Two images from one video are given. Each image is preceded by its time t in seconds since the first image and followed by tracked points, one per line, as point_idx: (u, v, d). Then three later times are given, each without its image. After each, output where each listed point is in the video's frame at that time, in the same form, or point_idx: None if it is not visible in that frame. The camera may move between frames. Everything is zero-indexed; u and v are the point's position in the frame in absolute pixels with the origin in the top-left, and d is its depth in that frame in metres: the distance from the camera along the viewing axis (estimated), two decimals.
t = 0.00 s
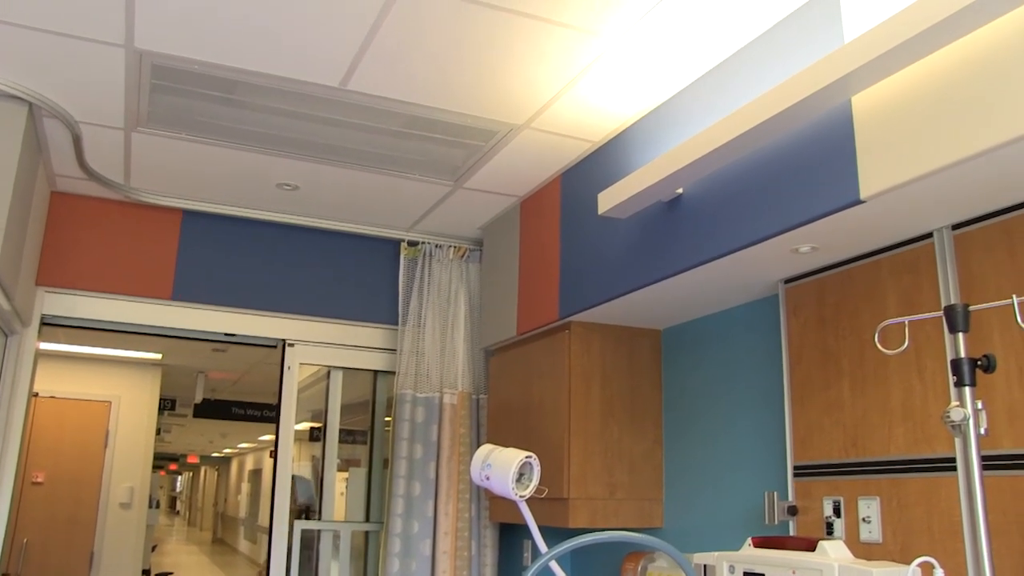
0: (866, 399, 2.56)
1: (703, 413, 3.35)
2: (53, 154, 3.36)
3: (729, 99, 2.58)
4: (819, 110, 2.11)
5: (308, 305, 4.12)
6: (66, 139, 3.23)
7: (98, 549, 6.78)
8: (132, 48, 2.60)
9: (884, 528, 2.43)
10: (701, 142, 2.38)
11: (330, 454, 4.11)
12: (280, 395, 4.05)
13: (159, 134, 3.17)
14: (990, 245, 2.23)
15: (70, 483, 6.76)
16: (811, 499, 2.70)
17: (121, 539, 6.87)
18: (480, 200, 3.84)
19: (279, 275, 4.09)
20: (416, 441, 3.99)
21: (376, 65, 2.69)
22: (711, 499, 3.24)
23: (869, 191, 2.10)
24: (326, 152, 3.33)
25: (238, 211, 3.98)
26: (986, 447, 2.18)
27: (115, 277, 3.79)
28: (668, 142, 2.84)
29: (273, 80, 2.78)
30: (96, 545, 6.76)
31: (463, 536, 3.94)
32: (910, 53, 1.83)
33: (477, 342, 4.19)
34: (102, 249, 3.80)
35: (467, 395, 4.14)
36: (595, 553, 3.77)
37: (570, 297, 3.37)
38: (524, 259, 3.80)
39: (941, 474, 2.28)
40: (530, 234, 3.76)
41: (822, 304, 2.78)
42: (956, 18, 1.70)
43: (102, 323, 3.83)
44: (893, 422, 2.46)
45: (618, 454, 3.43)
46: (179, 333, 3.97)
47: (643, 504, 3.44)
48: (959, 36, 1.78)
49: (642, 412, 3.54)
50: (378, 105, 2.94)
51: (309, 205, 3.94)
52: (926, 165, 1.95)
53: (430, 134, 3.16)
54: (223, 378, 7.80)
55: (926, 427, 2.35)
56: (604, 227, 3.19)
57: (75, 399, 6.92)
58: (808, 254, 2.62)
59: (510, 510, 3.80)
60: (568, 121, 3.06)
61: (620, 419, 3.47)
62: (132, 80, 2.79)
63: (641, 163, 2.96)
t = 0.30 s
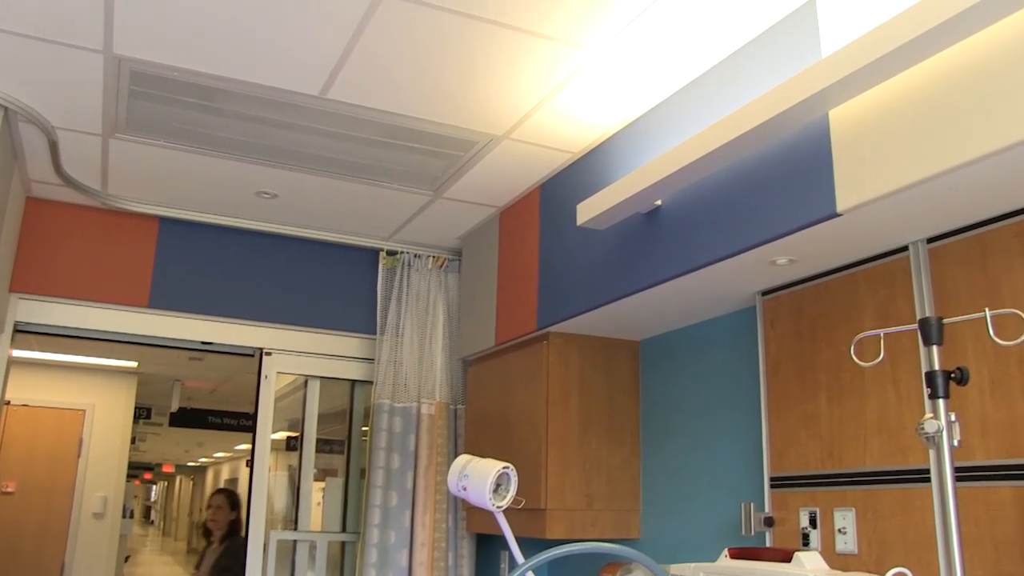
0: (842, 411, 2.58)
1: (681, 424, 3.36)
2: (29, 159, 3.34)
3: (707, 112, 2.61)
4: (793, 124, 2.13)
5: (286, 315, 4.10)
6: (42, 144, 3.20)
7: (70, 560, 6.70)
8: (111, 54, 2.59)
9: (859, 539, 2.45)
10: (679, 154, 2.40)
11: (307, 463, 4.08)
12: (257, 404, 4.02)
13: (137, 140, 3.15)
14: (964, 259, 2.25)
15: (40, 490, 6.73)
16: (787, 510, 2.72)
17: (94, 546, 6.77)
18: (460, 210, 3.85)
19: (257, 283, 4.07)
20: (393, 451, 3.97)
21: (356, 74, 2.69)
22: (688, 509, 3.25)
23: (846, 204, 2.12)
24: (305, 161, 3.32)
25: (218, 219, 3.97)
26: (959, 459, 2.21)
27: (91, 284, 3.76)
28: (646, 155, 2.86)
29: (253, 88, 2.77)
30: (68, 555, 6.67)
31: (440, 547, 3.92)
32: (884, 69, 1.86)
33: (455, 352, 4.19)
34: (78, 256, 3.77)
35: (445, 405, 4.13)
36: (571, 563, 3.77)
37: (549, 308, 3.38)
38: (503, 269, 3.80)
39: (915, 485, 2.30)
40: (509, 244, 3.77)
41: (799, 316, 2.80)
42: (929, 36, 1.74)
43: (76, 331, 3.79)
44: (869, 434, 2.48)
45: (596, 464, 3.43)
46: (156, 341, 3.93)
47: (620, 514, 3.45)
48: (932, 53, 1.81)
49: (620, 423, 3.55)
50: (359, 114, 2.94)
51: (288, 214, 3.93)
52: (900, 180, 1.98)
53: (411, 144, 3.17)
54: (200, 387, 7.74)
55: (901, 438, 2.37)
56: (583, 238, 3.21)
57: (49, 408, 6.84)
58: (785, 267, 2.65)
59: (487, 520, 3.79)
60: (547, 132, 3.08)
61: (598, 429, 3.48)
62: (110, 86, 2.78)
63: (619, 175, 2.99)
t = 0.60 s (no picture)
0: (819, 424, 2.60)
1: (658, 436, 3.37)
2: (6, 166, 3.31)
3: (685, 125, 2.63)
4: (767, 139, 2.16)
5: (264, 325, 4.09)
6: (18, 151, 3.18)
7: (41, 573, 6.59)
8: (89, 61, 2.57)
9: (836, 551, 2.46)
10: (657, 167, 2.42)
11: (284, 474, 4.05)
12: (233, 414, 3.99)
13: (115, 148, 3.13)
14: (939, 273, 2.28)
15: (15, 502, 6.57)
16: (765, 523, 2.72)
17: (65, 560, 6.69)
18: (439, 221, 3.85)
19: (235, 293, 4.05)
20: (371, 462, 3.95)
21: (336, 84, 2.69)
22: (665, 521, 3.25)
23: (822, 218, 2.14)
24: (285, 170, 3.32)
25: (196, 228, 3.95)
26: (934, 471, 2.22)
27: (67, 292, 3.72)
28: (625, 168, 2.88)
29: (232, 97, 2.77)
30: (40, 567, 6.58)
31: (417, 559, 3.90)
32: (859, 86, 1.89)
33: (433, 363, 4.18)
34: (54, 264, 3.73)
35: (423, 416, 4.12)
36: None
37: (527, 319, 3.38)
38: (482, 281, 3.80)
39: (890, 497, 2.32)
40: (488, 255, 3.77)
41: (775, 329, 2.82)
42: (902, 53, 1.76)
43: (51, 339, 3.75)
44: (845, 447, 2.49)
45: (574, 476, 3.43)
46: (132, 351, 3.90)
47: (598, 526, 3.44)
48: (906, 71, 1.84)
49: (598, 435, 3.55)
50: (339, 124, 2.94)
51: (267, 223, 3.91)
52: (874, 195, 2.01)
53: (391, 155, 3.17)
54: (176, 398, 7.67)
55: (876, 451, 2.39)
56: (562, 250, 3.22)
57: (24, 418, 6.75)
58: (762, 280, 2.66)
59: (464, 532, 3.78)
60: (527, 145, 3.10)
61: (576, 441, 3.48)
62: (88, 93, 2.76)
63: (598, 188, 3.00)
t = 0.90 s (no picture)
0: (797, 437, 2.61)
1: (637, 449, 3.38)
2: None
3: (665, 140, 2.65)
4: (742, 155, 2.18)
5: (242, 335, 4.07)
6: None
7: None
8: (68, 69, 2.57)
9: (812, 565, 2.47)
10: (636, 181, 2.44)
11: (261, 486, 4.02)
12: (211, 426, 3.96)
13: (94, 156, 3.12)
14: (915, 288, 2.31)
15: None
16: (742, 536, 2.74)
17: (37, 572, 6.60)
18: (419, 233, 3.85)
19: (214, 304, 4.03)
20: (349, 474, 3.93)
21: (317, 96, 2.70)
22: (643, 534, 3.25)
23: (798, 234, 2.17)
24: (264, 181, 3.32)
25: (175, 237, 3.94)
26: (910, 485, 2.24)
27: (43, 301, 3.69)
28: (606, 181, 2.90)
29: (212, 107, 2.76)
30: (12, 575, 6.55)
31: (394, 571, 3.88)
32: (835, 103, 1.91)
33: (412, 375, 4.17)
34: (30, 273, 3.70)
35: (401, 429, 4.10)
36: None
37: (506, 332, 3.38)
38: (462, 293, 3.81)
39: (866, 511, 2.33)
40: (468, 267, 3.77)
41: (754, 343, 2.84)
42: (878, 72, 1.79)
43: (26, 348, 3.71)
44: (822, 461, 2.51)
45: (552, 489, 3.43)
46: (109, 361, 3.86)
47: (576, 539, 3.44)
48: (881, 89, 1.87)
49: (577, 448, 3.55)
50: (319, 135, 2.94)
51: (248, 233, 3.90)
52: (849, 211, 2.03)
53: (370, 167, 3.18)
54: (153, 408, 7.60)
55: (853, 465, 2.40)
56: (541, 263, 3.23)
57: None
58: (741, 294, 2.68)
59: (442, 545, 3.76)
60: (507, 158, 3.11)
61: (555, 454, 3.48)
62: (67, 102, 2.75)
63: (578, 201, 3.02)
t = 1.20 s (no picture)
0: (776, 450, 2.62)
1: (617, 462, 3.38)
2: None
3: (646, 154, 2.67)
4: (720, 171, 2.20)
5: (222, 346, 4.04)
6: None
7: None
8: (49, 77, 2.55)
9: None
10: (616, 196, 2.45)
11: (239, 497, 3.99)
12: (189, 436, 3.93)
13: (74, 165, 3.10)
14: (893, 303, 2.33)
15: None
16: (721, 549, 2.74)
17: None
18: (401, 245, 3.85)
19: (193, 314, 4.01)
20: (328, 486, 3.91)
21: (299, 107, 2.70)
22: (622, 547, 3.25)
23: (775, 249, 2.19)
24: (245, 192, 3.31)
25: (155, 247, 3.92)
26: (886, 498, 2.26)
27: (20, 310, 3.65)
28: (586, 194, 2.91)
29: (194, 117, 2.76)
30: None
31: None
32: (811, 121, 1.94)
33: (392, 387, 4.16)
34: (8, 281, 3.67)
35: (381, 441, 4.09)
36: None
37: (486, 344, 3.38)
38: (442, 305, 3.80)
39: (843, 525, 2.35)
40: (449, 279, 3.78)
41: (733, 357, 2.85)
42: (854, 90, 1.81)
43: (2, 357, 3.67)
44: (801, 474, 2.52)
45: (532, 502, 3.43)
46: (86, 371, 3.83)
47: (555, 552, 3.44)
48: (858, 107, 1.89)
49: (556, 461, 3.56)
50: (300, 146, 2.94)
51: (229, 244, 3.89)
52: (827, 227, 2.06)
53: (352, 178, 3.18)
54: (130, 419, 7.52)
55: (831, 479, 2.42)
56: (522, 275, 3.23)
57: None
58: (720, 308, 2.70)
59: (421, 558, 3.74)
60: (488, 170, 3.12)
61: (534, 466, 3.48)
62: (47, 110, 2.74)
63: (559, 215, 3.04)
